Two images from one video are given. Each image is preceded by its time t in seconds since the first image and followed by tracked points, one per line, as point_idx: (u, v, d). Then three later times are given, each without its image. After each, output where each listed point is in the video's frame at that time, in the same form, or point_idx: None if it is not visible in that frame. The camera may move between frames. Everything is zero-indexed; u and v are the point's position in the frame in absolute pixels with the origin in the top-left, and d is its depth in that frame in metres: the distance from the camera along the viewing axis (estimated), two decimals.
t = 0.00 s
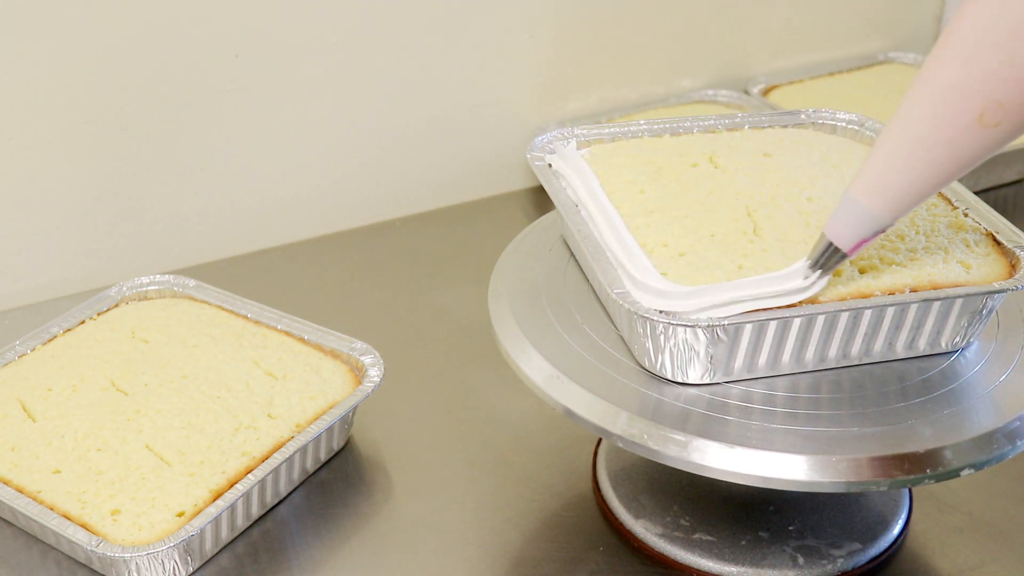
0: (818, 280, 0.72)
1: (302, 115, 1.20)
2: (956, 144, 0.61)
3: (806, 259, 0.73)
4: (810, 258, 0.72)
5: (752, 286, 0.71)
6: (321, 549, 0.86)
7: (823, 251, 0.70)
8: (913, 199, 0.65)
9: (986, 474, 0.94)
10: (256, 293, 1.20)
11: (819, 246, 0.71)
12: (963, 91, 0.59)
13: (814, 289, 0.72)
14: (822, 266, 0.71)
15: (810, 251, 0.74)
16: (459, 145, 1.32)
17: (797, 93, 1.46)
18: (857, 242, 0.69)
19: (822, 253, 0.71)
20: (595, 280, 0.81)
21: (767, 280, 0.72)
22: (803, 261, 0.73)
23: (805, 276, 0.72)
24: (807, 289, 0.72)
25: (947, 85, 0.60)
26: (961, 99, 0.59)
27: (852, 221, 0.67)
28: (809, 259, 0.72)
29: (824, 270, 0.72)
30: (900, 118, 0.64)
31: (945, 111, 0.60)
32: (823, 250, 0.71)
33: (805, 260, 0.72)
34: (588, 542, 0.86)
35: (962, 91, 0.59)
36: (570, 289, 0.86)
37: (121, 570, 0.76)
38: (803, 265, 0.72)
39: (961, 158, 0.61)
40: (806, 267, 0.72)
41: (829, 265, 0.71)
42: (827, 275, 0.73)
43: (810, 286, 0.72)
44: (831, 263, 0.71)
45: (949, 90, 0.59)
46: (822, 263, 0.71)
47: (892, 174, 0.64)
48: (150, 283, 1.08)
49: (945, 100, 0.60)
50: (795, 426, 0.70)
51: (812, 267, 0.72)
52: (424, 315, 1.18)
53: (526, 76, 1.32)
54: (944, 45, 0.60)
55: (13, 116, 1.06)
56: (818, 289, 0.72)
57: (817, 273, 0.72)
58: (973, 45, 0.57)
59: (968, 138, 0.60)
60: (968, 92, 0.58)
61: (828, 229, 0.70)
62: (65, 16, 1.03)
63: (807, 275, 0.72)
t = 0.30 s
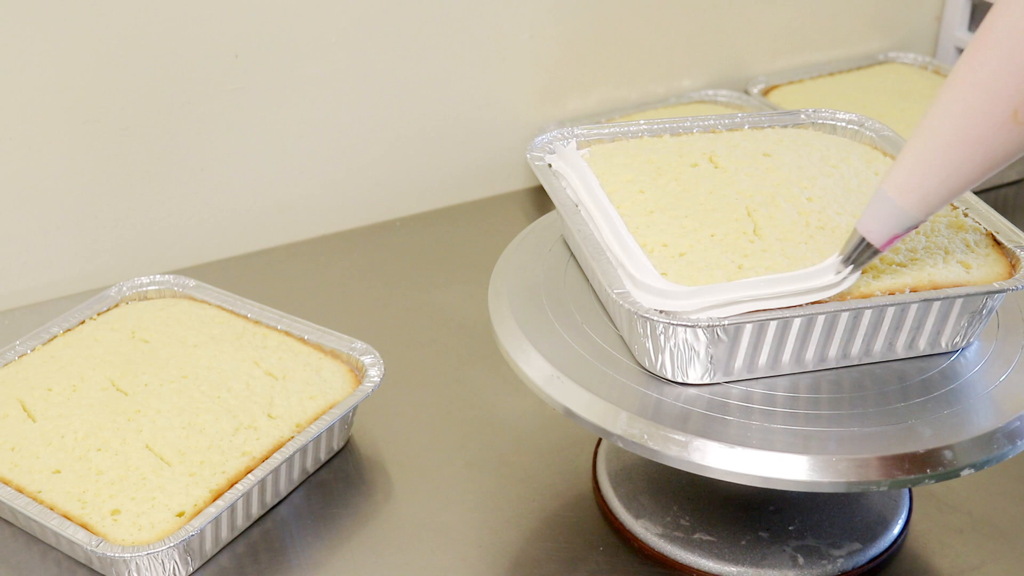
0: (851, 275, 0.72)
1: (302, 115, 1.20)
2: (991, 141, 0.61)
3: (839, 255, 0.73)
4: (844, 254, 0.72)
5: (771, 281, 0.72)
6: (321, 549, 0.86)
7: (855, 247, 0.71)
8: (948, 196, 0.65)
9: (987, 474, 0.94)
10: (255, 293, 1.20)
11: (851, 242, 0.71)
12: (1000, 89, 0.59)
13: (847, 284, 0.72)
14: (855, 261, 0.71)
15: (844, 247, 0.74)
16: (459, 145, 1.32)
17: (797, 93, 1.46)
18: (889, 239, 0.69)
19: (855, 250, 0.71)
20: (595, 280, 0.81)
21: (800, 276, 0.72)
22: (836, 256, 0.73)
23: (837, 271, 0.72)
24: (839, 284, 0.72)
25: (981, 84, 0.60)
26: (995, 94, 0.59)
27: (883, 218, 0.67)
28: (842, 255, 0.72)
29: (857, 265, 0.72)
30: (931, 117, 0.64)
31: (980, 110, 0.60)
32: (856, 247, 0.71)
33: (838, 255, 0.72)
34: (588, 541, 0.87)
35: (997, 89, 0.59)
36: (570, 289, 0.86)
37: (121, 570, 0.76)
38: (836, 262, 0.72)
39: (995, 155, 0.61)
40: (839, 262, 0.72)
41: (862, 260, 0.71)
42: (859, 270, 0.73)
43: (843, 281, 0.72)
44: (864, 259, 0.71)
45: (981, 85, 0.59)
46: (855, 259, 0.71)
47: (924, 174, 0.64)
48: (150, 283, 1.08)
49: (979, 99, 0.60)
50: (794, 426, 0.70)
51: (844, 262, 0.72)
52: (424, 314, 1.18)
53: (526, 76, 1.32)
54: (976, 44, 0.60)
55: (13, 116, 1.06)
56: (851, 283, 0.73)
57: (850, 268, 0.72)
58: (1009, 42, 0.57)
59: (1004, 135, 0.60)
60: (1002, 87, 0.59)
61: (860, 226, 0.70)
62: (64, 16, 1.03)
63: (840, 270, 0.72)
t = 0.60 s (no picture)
0: (885, 268, 0.72)
1: (302, 115, 1.20)
2: None
3: (874, 248, 0.73)
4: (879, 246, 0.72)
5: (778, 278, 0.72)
6: (321, 549, 0.86)
7: (890, 239, 0.71)
8: (982, 188, 0.65)
9: (987, 474, 0.94)
10: (255, 293, 1.20)
11: (886, 235, 0.71)
12: None
13: (881, 276, 0.72)
14: (889, 253, 0.72)
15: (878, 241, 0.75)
16: (459, 145, 1.32)
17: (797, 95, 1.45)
18: (924, 231, 0.69)
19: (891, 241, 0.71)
20: (595, 279, 0.81)
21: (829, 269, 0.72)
22: (870, 249, 0.73)
23: (872, 264, 0.72)
24: (873, 277, 0.72)
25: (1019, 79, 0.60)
26: None
27: (918, 211, 0.68)
28: (877, 247, 0.73)
29: (892, 257, 0.72)
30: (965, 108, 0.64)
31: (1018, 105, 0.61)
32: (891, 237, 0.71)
33: (872, 248, 0.73)
34: (588, 542, 0.87)
35: None
36: (570, 289, 0.86)
37: (121, 570, 0.76)
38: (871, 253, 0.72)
39: None
40: (873, 255, 0.73)
41: (897, 252, 0.71)
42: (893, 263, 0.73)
43: (877, 274, 0.72)
44: (899, 252, 0.71)
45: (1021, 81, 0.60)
46: (890, 251, 0.72)
47: (956, 164, 0.65)
48: (150, 283, 1.08)
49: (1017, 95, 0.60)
50: (794, 426, 0.70)
51: (879, 254, 0.72)
52: (423, 314, 1.18)
53: (526, 76, 1.32)
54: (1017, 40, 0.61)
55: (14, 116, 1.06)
56: (885, 276, 0.73)
57: (884, 261, 0.72)
58: None
59: None
60: None
61: (894, 217, 0.70)
62: (64, 16, 1.03)
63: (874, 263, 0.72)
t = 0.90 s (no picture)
0: (911, 264, 0.72)
1: (302, 115, 1.20)
2: None
3: (900, 244, 0.73)
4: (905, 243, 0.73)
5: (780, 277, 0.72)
6: (321, 549, 0.86)
7: (916, 235, 0.71)
8: (1006, 188, 0.66)
9: (987, 474, 0.94)
10: (254, 293, 1.20)
11: (912, 231, 0.72)
12: None
13: (908, 273, 0.72)
14: (915, 249, 0.72)
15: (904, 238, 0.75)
16: (458, 145, 1.32)
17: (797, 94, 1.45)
18: (951, 227, 0.69)
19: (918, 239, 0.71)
20: (595, 279, 0.81)
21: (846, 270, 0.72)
22: (897, 246, 0.73)
23: (898, 260, 0.73)
24: (900, 274, 0.73)
25: None
26: None
27: (944, 209, 0.69)
28: (903, 244, 0.73)
29: (918, 253, 0.72)
30: (990, 108, 0.65)
31: None
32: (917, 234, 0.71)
33: (898, 244, 0.73)
34: (588, 542, 0.87)
35: None
36: (570, 289, 0.86)
37: (121, 570, 0.76)
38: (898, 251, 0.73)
39: None
40: (900, 251, 0.73)
41: (923, 248, 0.72)
42: (920, 259, 0.73)
43: (904, 270, 0.72)
44: (925, 248, 0.72)
45: None
46: (916, 247, 0.72)
47: (983, 163, 0.66)
48: (150, 283, 1.08)
49: None
50: (794, 426, 0.70)
51: (905, 251, 0.72)
52: (423, 314, 1.18)
53: (526, 76, 1.32)
54: None
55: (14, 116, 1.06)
56: (911, 273, 0.73)
57: (910, 257, 0.72)
58: None
59: None
60: None
61: (921, 214, 0.71)
62: (64, 15, 1.03)
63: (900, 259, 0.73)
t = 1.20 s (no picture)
0: (935, 262, 0.73)
1: (302, 115, 1.20)
2: None
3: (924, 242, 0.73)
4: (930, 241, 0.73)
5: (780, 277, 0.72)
6: (321, 549, 0.86)
7: (941, 234, 0.71)
8: None
9: (987, 474, 0.94)
10: (254, 293, 1.20)
11: (937, 230, 0.72)
12: None
13: (932, 271, 0.73)
14: (940, 248, 0.72)
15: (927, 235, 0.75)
16: (458, 145, 1.32)
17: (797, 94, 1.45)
18: (975, 226, 0.69)
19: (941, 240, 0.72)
20: (595, 279, 0.81)
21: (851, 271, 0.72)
22: (920, 244, 0.73)
23: (922, 258, 0.73)
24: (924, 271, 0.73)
25: None
26: None
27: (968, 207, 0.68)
28: (927, 242, 0.73)
29: (942, 252, 0.73)
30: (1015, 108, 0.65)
31: None
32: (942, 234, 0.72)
33: (923, 242, 0.73)
34: (588, 542, 0.87)
35: None
36: (570, 289, 0.86)
37: (121, 570, 0.76)
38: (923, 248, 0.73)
39: None
40: (924, 249, 0.73)
41: (947, 247, 0.72)
42: (944, 257, 0.74)
43: (928, 269, 0.73)
44: (949, 247, 0.72)
45: None
46: (940, 246, 0.72)
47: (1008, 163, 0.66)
48: (150, 283, 1.08)
49: None
50: (794, 426, 0.70)
51: (930, 249, 0.73)
52: (423, 314, 1.18)
53: (526, 76, 1.32)
54: None
55: (14, 116, 1.06)
56: (935, 272, 0.74)
57: (934, 256, 0.73)
58: None
59: None
60: None
61: (944, 213, 0.71)
62: (64, 15, 1.03)
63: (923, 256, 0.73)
